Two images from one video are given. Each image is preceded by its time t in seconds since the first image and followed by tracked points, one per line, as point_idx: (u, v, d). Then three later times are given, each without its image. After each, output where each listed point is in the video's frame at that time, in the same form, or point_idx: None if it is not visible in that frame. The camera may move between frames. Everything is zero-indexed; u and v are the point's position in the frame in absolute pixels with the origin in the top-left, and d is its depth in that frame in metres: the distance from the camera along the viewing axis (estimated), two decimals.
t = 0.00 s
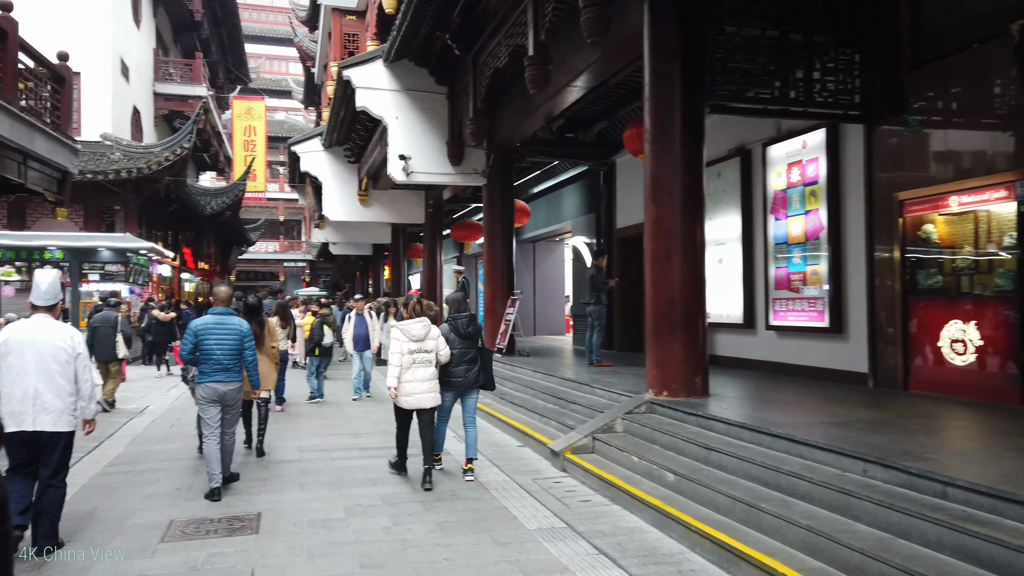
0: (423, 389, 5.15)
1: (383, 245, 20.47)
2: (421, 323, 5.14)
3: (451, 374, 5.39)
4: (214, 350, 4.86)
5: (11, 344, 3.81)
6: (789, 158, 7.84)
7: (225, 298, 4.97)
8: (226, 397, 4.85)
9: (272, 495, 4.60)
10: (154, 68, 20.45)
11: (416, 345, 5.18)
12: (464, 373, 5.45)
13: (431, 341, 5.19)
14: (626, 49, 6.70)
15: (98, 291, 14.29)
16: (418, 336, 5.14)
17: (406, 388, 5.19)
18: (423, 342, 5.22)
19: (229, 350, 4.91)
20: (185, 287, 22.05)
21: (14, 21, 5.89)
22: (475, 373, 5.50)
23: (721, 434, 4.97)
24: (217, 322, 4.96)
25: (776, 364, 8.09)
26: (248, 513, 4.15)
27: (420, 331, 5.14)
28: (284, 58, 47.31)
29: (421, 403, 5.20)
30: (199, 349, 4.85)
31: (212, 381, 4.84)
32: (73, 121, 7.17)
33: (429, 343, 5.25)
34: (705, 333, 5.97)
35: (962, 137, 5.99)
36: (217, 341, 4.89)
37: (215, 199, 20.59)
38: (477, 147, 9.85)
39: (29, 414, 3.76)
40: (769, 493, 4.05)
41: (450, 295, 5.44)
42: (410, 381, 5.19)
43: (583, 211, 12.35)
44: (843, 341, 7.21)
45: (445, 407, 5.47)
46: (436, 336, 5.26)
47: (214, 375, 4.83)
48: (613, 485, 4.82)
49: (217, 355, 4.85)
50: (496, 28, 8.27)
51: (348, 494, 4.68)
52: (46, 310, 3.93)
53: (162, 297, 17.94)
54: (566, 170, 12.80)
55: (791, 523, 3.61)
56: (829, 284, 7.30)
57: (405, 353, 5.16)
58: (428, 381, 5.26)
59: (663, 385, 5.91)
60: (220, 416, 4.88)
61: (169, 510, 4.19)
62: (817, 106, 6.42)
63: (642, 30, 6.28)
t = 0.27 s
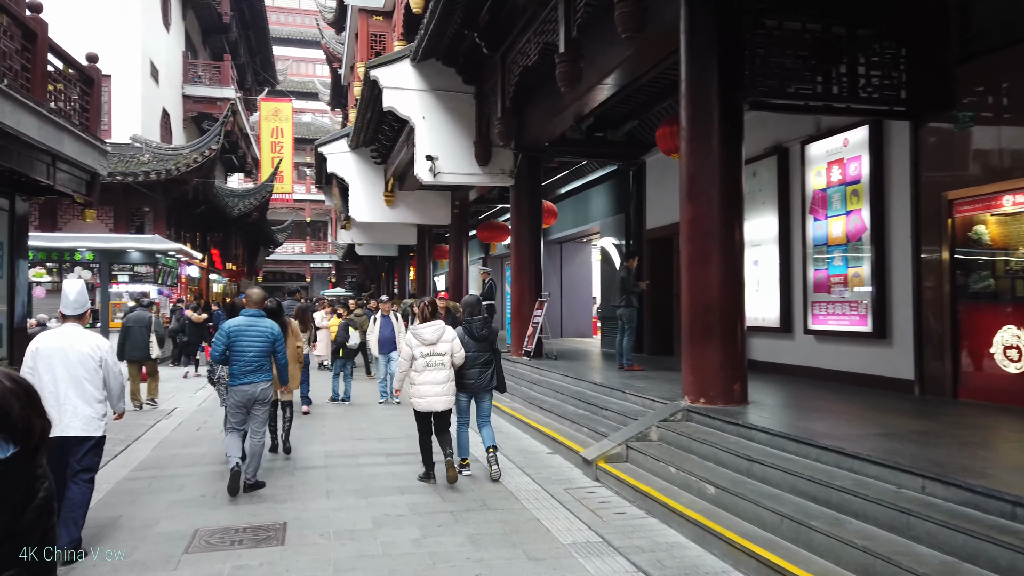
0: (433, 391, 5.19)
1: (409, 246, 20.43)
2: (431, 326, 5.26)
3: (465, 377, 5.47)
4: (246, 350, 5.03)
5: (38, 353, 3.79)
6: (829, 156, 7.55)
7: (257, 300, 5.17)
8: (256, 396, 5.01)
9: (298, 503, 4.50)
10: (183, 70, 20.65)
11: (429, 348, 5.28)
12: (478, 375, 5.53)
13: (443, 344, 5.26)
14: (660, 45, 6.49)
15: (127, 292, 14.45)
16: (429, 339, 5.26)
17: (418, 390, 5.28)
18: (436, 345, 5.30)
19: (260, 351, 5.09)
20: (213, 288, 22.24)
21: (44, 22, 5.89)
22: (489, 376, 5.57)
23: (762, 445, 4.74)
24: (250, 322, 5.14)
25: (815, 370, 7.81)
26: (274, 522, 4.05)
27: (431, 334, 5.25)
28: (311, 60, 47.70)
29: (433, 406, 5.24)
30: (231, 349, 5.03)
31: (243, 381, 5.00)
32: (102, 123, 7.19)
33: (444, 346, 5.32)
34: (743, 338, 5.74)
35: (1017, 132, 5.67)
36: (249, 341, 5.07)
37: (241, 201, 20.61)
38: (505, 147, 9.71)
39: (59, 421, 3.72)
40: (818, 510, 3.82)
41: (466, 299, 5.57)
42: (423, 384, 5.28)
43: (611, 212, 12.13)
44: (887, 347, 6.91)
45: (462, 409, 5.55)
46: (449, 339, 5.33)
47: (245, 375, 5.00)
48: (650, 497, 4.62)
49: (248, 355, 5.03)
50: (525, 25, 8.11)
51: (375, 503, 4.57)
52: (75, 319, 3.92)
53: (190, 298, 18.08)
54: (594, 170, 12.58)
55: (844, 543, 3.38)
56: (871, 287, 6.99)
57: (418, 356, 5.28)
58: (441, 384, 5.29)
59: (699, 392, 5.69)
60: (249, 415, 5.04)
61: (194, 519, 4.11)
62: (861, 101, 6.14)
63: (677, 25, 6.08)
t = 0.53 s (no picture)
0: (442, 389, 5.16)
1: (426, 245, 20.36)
2: (442, 324, 5.25)
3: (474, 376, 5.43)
4: (263, 348, 5.13)
5: (53, 347, 4.01)
6: (859, 152, 7.31)
7: (274, 298, 5.30)
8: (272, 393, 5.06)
9: (313, 508, 4.41)
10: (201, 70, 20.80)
11: (438, 346, 5.26)
12: (486, 373, 5.49)
13: (453, 342, 5.27)
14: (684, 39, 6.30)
15: (145, 291, 14.58)
16: (439, 337, 5.24)
17: (428, 388, 5.23)
18: (444, 343, 5.29)
19: (278, 349, 5.18)
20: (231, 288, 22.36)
21: (61, 20, 5.86)
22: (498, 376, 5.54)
23: (794, 451, 4.55)
24: (266, 321, 5.24)
25: (843, 372, 7.57)
26: (288, 528, 3.95)
27: (441, 332, 5.24)
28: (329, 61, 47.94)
29: (442, 404, 5.21)
30: (248, 347, 5.12)
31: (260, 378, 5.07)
32: (118, 122, 7.18)
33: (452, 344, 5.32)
34: (772, 339, 5.54)
35: None
36: (266, 339, 5.16)
37: (260, 202, 20.93)
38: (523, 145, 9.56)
39: (68, 412, 3.94)
40: (856, 520, 3.62)
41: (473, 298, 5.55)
42: (432, 382, 5.24)
43: (631, 211, 11.93)
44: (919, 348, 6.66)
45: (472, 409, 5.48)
46: (458, 338, 5.34)
47: (262, 372, 5.09)
48: (676, 504, 4.44)
49: (265, 353, 5.11)
50: (544, 20, 7.95)
51: (392, 509, 4.46)
52: (88, 310, 4.16)
53: (209, 298, 18.20)
54: (614, 169, 12.39)
55: (886, 557, 3.19)
56: (903, 286, 6.74)
57: (428, 354, 5.25)
58: (450, 383, 5.27)
59: (726, 395, 5.51)
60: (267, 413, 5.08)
61: (207, 524, 4.04)
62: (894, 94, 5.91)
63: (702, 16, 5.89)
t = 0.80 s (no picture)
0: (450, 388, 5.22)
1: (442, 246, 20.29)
2: (452, 326, 5.33)
3: (485, 378, 5.50)
4: (275, 349, 5.10)
5: (75, 349, 4.00)
6: (888, 147, 7.06)
7: (284, 300, 5.27)
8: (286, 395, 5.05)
9: (326, 515, 4.31)
10: (218, 72, 20.89)
11: (446, 347, 5.33)
12: (498, 375, 5.56)
13: (462, 343, 5.37)
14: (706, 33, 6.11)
15: (162, 292, 14.70)
16: (449, 338, 5.31)
17: (435, 389, 5.28)
18: (452, 344, 5.37)
19: (290, 349, 5.14)
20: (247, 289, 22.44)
21: (73, 18, 5.90)
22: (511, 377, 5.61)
23: (826, 458, 4.35)
24: (278, 322, 5.21)
25: (870, 375, 7.34)
26: (300, 537, 3.84)
27: (450, 333, 5.32)
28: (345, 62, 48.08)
29: (449, 404, 5.27)
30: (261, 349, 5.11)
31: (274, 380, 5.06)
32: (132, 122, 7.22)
33: (460, 346, 5.42)
34: (800, 341, 5.34)
35: None
36: (278, 340, 5.13)
37: (279, 202, 21.23)
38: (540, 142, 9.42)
39: (84, 414, 3.92)
40: (895, 533, 3.42)
41: (486, 301, 5.69)
42: (439, 383, 5.30)
43: (650, 210, 11.72)
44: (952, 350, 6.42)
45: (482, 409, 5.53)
46: (466, 339, 5.44)
47: (274, 373, 5.06)
48: (702, 513, 4.26)
49: (278, 354, 5.09)
50: (562, 15, 7.80)
51: (406, 516, 4.34)
52: (105, 318, 4.17)
53: (225, 299, 18.25)
54: (632, 167, 12.19)
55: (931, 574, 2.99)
56: (936, 286, 6.49)
57: (437, 354, 5.30)
58: (457, 383, 5.35)
59: (752, 398, 5.31)
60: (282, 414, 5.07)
61: (217, 532, 3.95)
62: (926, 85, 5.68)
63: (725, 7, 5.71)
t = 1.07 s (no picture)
0: (453, 388, 5.42)
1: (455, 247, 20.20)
2: (457, 325, 5.48)
3: (492, 377, 5.69)
4: (286, 350, 5.11)
5: (93, 347, 4.36)
6: (914, 144, 6.84)
7: (293, 301, 5.27)
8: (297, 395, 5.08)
9: (335, 525, 4.21)
10: (231, 73, 20.98)
11: (451, 346, 5.51)
12: (507, 374, 5.74)
13: (467, 343, 5.53)
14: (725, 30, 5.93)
15: (174, 294, 14.57)
16: (453, 337, 5.48)
17: (440, 388, 5.50)
18: (458, 343, 5.55)
19: (301, 350, 5.16)
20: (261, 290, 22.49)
21: (81, 18, 6.05)
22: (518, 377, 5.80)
23: (854, 468, 4.17)
24: (288, 323, 5.21)
25: (896, 379, 7.11)
26: (308, 549, 3.75)
27: (455, 333, 5.50)
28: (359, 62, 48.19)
29: (454, 402, 5.47)
30: (270, 350, 5.13)
31: (284, 380, 5.08)
32: (142, 122, 7.39)
33: (464, 345, 5.58)
34: (825, 345, 5.16)
35: None
36: (288, 341, 5.14)
37: (292, 203, 21.32)
38: (555, 142, 9.27)
39: (107, 409, 4.26)
40: (931, 550, 3.24)
41: (493, 301, 5.83)
42: (445, 381, 5.50)
43: (666, 210, 11.53)
44: (982, 355, 6.19)
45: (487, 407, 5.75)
46: (471, 339, 5.60)
47: (285, 374, 5.08)
48: (724, 526, 4.10)
49: (288, 354, 5.10)
50: (576, 11, 7.65)
51: (418, 526, 4.24)
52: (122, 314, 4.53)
53: (239, 300, 18.28)
54: (647, 166, 12.01)
55: None
56: (965, 288, 6.26)
57: (442, 354, 5.48)
58: (462, 382, 5.54)
59: (775, 405, 5.14)
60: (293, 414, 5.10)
61: (223, 543, 3.87)
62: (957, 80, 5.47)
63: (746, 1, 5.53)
